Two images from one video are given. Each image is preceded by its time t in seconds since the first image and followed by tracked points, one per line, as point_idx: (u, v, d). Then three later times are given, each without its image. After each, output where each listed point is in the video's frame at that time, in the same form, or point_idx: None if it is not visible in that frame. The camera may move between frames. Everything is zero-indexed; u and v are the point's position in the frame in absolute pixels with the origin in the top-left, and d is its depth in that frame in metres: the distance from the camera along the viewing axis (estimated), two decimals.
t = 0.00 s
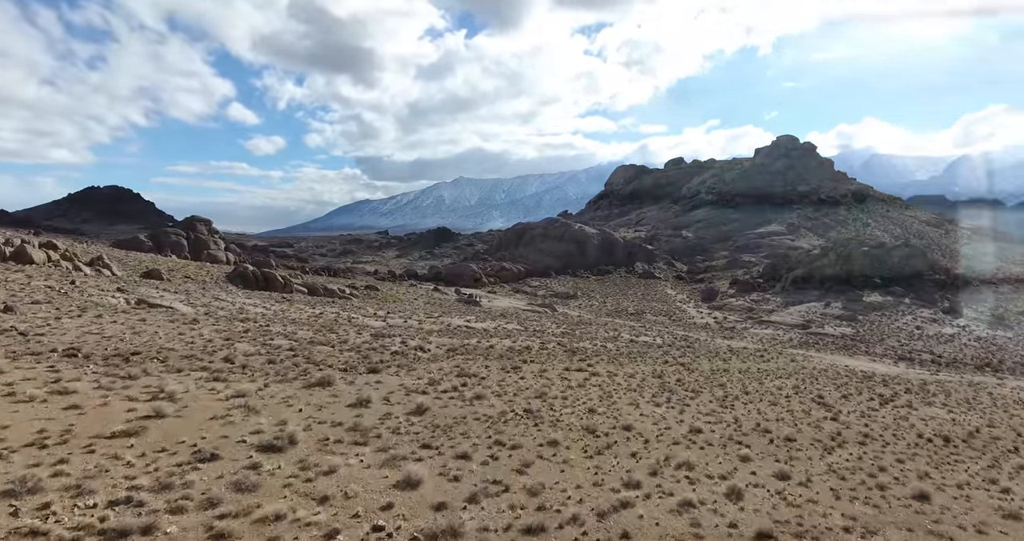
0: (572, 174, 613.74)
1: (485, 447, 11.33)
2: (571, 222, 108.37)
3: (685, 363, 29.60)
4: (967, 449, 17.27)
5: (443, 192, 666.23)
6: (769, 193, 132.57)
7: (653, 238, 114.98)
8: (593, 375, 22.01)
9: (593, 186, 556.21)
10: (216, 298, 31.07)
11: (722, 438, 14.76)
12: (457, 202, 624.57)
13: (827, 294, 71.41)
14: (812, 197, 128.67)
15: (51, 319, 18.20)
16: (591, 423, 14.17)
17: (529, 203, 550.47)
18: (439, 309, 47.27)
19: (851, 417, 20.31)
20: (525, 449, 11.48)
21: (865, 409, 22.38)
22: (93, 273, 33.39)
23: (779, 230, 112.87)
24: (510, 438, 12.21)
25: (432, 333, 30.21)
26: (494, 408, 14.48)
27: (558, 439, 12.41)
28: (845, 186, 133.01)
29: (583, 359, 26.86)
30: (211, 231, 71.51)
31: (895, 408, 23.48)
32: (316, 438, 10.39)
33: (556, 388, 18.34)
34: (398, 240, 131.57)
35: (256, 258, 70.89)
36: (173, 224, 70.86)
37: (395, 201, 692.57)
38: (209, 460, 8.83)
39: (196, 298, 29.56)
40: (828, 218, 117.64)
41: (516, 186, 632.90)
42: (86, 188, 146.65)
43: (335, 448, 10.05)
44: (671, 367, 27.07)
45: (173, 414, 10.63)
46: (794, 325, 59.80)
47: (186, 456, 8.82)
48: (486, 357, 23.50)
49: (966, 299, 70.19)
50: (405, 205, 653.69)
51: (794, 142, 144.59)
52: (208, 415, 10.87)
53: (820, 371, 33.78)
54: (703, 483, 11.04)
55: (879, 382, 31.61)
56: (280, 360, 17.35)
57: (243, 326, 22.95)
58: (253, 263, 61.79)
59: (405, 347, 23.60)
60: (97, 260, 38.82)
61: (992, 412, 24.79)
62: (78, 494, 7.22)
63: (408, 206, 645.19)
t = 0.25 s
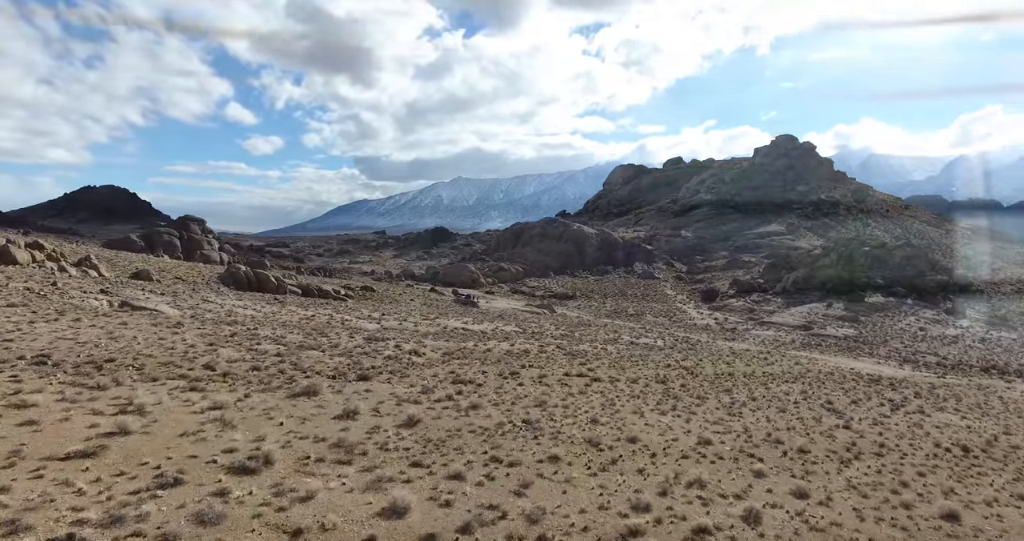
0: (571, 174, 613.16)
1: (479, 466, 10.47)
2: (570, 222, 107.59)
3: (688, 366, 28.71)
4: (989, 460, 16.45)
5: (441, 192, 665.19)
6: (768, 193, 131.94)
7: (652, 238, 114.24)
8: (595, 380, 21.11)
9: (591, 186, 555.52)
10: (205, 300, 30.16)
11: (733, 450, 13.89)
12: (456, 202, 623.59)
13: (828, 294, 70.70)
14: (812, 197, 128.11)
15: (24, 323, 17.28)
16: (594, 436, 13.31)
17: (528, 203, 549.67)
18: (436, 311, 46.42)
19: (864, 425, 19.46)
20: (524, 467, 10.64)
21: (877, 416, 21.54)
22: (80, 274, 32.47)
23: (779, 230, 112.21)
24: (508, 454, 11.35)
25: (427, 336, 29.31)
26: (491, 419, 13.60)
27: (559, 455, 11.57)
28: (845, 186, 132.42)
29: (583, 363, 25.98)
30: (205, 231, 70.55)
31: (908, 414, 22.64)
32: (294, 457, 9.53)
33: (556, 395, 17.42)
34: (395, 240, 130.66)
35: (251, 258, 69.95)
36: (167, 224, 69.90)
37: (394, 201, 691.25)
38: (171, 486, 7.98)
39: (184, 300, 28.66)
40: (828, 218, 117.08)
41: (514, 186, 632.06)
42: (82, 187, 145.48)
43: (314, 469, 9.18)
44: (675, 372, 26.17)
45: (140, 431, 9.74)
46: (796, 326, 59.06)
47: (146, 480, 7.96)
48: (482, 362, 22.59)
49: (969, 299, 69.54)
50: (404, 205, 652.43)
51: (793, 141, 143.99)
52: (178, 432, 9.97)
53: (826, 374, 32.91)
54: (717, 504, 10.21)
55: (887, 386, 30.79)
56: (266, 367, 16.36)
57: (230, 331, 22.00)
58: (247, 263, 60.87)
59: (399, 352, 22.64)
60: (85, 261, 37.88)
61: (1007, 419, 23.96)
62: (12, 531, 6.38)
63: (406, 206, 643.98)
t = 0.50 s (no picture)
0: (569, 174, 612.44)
1: (473, 489, 9.56)
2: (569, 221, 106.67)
3: (691, 371, 27.75)
4: (1014, 473, 15.58)
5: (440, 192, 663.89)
6: (767, 193, 131.20)
7: (651, 238, 113.38)
8: (597, 387, 20.16)
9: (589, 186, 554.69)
10: (192, 302, 29.17)
11: (746, 465, 13.01)
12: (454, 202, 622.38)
13: (830, 295, 69.91)
14: (812, 197, 127.46)
15: None
16: (598, 451, 12.39)
17: (526, 204, 548.76)
18: (432, 312, 45.43)
19: (879, 434, 18.56)
20: (523, 490, 9.73)
21: (890, 424, 20.66)
22: (63, 275, 31.44)
23: (779, 230, 111.47)
24: (505, 473, 10.45)
25: (422, 339, 28.32)
26: (487, 433, 12.66)
27: (561, 475, 10.66)
28: (845, 185, 131.76)
29: (584, 368, 25.02)
30: (199, 231, 69.50)
31: (922, 421, 21.74)
32: (266, 483, 8.60)
33: (556, 404, 16.46)
34: (393, 240, 129.63)
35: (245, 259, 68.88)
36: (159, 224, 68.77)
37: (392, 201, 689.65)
38: (118, 521, 7.05)
39: (170, 302, 27.65)
40: (827, 218, 116.42)
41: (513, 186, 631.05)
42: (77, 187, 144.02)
43: (287, 496, 8.26)
44: (678, 376, 25.23)
45: (95, 452, 8.82)
46: (799, 327, 58.22)
47: (91, 514, 7.04)
48: (479, 368, 21.61)
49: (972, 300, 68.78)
50: (402, 205, 650.91)
51: (792, 141, 143.30)
52: (138, 454, 9.04)
53: (833, 378, 32.02)
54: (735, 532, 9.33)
55: (897, 390, 29.88)
56: (248, 375, 15.38)
57: (214, 335, 20.98)
58: (240, 264, 59.83)
59: (392, 357, 21.65)
60: (71, 262, 36.83)
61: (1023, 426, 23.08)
62: None
63: (404, 206, 642.53)
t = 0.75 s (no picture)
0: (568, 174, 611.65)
1: (468, 520, 8.51)
2: (569, 221, 105.63)
3: (697, 376, 26.69)
4: None
5: (439, 192, 662.77)
6: (769, 193, 130.32)
7: (652, 238, 112.45)
8: (600, 395, 19.11)
9: (588, 186, 553.70)
10: (179, 304, 28.07)
11: (764, 485, 11.99)
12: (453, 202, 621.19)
13: (834, 296, 69.06)
14: (813, 197, 126.58)
15: None
16: (603, 471, 11.36)
17: (526, 204, 547.88)
18: (430, 314, 44.47)
19: (900, 445, 17.55)
20: (522, 520, 8.71)
21: (909, 434, 19.65)
22: (47, 276, 30.34)
23: (781, 230, 110.62)
24: (503, 500, 9.41)
25: (418, 343, 27.22)
26: (484, 450, 11.60)
27: (564, 500, 9.66)
28: (847, 185, 130.96)
29: (586, 373, 23.96)
30: (193, 231, 68.36)
31: (941, 431, 20.73)
32: (230, 518, 7.56)
33: (558, 415, 15.41)
34: (391, 240, 128.50)
35: (240, 259, 67.79)
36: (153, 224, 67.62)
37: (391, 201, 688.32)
38: None
39: (155, 304, 26.57)
40: (829, 218, 115.69)
41: (512, 186, 630.08)
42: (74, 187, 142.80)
43: (252, 534, 7.23)
44: (684, 383, 24.19)
45: (36, 481, 7.81)
46: (803, 329, 57.32)
47: None
48: (476, 375, 20.54)
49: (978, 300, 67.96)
50: (401, 205, 649.67)
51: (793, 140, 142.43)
52: (88, 480, 8.04)
53: (843, 383, 30.99)
54: None
55: (909, 396, 28.89)
56: (227, 384, 14.30)
57: (197, 340, 19.88)
58: (234, 264, 58.74)
59: (384, 363, 20.55)
60: (57, 262, 35.73)
61: None
62: None
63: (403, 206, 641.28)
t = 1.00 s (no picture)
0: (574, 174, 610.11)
1: None
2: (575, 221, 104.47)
3: (710, 382, 25.50)
4: None
5: (444, 192, 662.64)
6: (777, 192, 128.73)
7: (659, 238, 111.18)
8: (610, 404, 17.98)
9: (594, 186, 551.82)
10: (172, 306, 27.15)
11: (795, 511, 10.86)
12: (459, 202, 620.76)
13: (846, 297, 67.69)
14: (823, 196, 124.88)
15: None
16: (617, 497, 10.23)
17: (531, 204, 546.76)
18: (434, 316, 43.51)
19: (933, 461, 16.31)
20: None
21: (939, 446, 18.44)
22: (39, 277, 29.52)
23: (790, 229, 109.10)
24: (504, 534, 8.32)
25: (418, 347, 26.13)
26: (484, 472, 10.52)
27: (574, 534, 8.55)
28: (857, 184, 129.18)
29: (594, 379, 22.83)
30: (195, 232, 67.60)
31: (974, 443, 19.48)
32: None
33: (565, 428, 14.30)
34: (396, 240, 127.63)
35: (242, 260, 67.02)
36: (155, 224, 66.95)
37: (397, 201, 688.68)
38: None
39: (148, 307, 25.64)
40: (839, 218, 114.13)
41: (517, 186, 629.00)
42: (81, 187, 142.95)
43: None
44: (698, 390, 23.01)
45: None
46: (815, 331, 56.01)
47: None
48: (479, 382, 19.43)
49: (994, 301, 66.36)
50: (407, 205, 649.94)
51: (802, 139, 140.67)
52: (28, 517, 7.02)
53: (861, 389, 29.69)
54: None
55: (933, 403, 27.61)
56: (209, 396, 13.27)
57: (185, 345, 18.87)
58: (235, 265, 57.92)
59: (382, 371, 19.47)
60: (52, 263, 34.91)
61: None
62: None
63: (409, 206, 641.59)
